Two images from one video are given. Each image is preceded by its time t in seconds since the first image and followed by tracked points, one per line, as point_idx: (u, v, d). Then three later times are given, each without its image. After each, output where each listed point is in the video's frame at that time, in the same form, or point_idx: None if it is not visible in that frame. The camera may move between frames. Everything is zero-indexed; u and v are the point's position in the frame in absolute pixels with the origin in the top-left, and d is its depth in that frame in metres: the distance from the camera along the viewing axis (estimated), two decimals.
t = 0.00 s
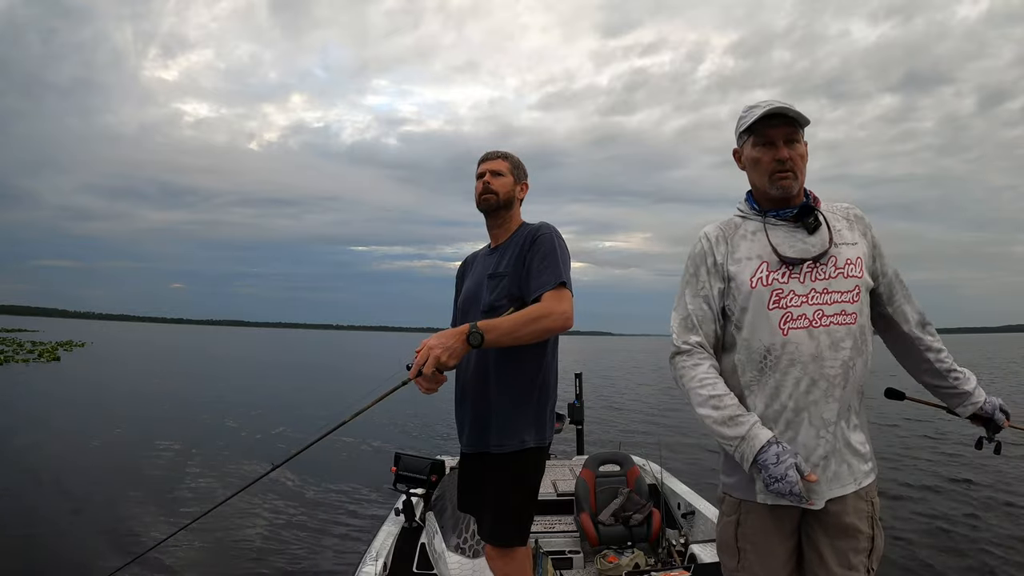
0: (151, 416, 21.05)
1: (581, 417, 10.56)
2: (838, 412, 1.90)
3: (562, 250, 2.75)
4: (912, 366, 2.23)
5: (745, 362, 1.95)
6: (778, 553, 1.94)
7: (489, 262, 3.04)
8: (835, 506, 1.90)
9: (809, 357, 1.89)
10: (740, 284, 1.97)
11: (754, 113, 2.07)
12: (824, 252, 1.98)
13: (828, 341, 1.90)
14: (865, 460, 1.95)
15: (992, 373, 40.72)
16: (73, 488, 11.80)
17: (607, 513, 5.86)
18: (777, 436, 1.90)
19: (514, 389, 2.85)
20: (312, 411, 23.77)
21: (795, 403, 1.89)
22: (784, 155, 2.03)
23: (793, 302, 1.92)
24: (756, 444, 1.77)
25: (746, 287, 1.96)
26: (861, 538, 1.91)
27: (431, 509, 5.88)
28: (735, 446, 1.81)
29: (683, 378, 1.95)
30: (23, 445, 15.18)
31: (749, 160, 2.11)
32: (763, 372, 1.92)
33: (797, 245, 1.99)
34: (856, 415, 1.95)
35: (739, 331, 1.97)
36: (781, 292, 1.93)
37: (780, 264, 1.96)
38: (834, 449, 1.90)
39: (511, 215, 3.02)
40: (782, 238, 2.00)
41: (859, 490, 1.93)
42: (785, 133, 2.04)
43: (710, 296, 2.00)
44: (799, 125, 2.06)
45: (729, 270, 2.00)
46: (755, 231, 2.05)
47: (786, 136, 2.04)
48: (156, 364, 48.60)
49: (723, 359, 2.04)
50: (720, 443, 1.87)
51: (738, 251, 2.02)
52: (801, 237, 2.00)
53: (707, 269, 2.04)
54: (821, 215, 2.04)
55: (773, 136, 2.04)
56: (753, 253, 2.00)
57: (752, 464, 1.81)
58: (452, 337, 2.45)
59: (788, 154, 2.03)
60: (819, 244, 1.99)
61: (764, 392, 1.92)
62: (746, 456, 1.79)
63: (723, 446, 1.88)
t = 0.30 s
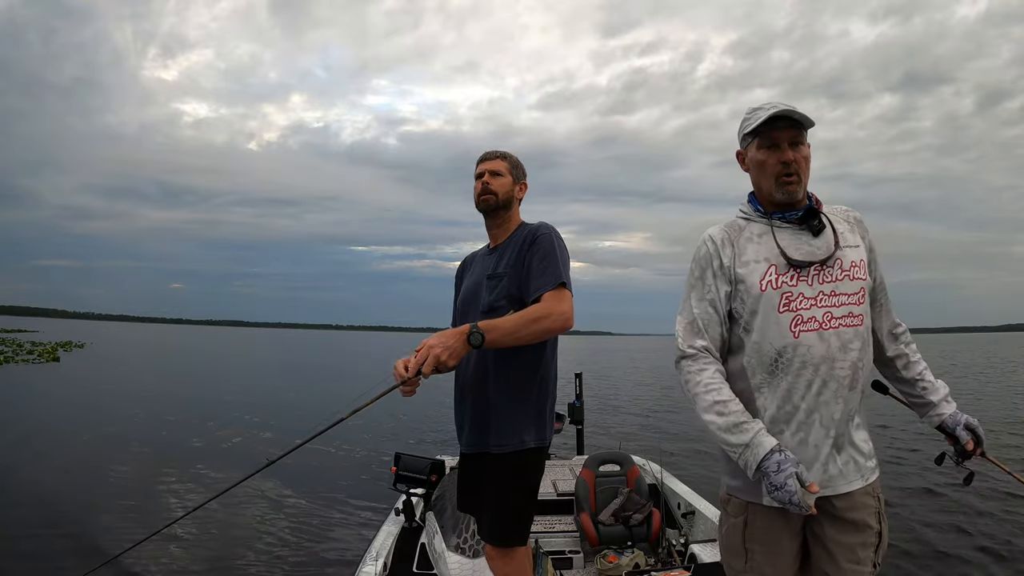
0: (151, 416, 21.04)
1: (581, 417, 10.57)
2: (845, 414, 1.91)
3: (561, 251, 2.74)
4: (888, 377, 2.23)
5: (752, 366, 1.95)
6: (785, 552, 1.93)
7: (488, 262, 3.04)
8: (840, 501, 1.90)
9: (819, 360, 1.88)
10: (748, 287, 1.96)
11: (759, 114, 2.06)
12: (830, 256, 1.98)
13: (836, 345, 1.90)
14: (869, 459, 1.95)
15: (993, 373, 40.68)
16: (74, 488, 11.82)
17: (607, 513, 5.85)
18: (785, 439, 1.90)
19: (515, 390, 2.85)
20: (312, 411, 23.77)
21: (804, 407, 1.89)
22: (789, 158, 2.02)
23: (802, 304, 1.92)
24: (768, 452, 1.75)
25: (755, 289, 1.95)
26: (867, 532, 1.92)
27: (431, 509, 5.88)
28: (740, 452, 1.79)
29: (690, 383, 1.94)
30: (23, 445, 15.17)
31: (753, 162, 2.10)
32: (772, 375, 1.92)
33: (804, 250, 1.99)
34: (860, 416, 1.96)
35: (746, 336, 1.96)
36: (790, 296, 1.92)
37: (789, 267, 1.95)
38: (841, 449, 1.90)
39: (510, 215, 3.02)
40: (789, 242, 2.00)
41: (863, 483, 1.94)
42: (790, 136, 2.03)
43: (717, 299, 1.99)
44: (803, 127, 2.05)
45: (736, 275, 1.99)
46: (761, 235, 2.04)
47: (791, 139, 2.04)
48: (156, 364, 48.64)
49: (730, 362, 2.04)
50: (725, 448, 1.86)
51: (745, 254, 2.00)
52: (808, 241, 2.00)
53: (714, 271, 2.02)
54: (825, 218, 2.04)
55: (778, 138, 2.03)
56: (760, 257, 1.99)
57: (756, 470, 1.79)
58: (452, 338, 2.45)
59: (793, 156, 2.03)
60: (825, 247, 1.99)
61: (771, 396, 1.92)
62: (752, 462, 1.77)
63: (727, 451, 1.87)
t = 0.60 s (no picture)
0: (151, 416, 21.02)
1: (581, 417, 10.57)
2: (856, 414, 1.90)
3: (562, 250, 2.74)
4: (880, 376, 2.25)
5: (765, 364, 1.94)
6: (793, 554, 1.92)
7: (488, 262, 3.03)
8: (847, 501, 1.91)
9: (834, 358, 1.88)
10: (763, 281, 1.95)
11: (774, 113, 2.07)
12: (843, 256, 1.98)
13: (849, 343, 1.90)
14: (876, 458, 1.96)
15: (992, 373, 40.66)
16: (73, 489, 11.78)
17: (607, 513, 5.86)
18: (795, 438, 1.89)
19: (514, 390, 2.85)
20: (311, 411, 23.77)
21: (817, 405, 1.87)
22: (803, 156, 2.03)
23: (817, 301, 1.92)
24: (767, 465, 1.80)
25: (771, 284, 1.94)
26: (871, 533, 1.92)
27: (431, 508, 5.88)
28: (747, 460, 1.82)
29: (702, 384, 1.94)
30: (23, 446, 15.16)
31: (767, 159, 2.11)
32: (787, 371, 1.90)
33: (818, 247, 1.98)
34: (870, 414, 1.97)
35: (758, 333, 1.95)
36: (804, 295, 1.92)
37: (804, 263, 1.94)
38: (852, 448, 1.90)
39: (509, 215, 3.01)
40: (802, 238, 1.99)
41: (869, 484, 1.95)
42: (804, 135, 2.04)
43: (730, 294, 1.98)
44: (818, 127, 2.07)
45: (749, 272, 1.98)
46: (773, 231, 2.03)
47: (805, 138, 2.04)
48: (156, 364, 48.65)
49: (741, 359, 2.03)
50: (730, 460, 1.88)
51: (757, 251, 2.00)
52: (820, 238, 2.00)
53: (728, 265, 2.00)
54: (836, 216, 2.05)
55: (792, 136, 2.04)
56: (774, 253, 1.98)
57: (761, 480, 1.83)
58: (453, 338, 2.45)
59: (806, 155, 2.03)
60: (838, 246, 1.99)
61: (783, 394, 1.91)
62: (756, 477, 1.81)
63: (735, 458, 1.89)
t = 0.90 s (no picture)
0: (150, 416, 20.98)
1: (581, 417, 10.56)
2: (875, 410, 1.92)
3: (563, 250, 2.72)
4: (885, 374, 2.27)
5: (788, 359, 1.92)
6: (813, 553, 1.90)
7: (488, 262, 3.02)
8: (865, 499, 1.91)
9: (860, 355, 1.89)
10: (791, 275, 1.94)
11: (797, 112, 2.06)
12: (862, 254, 2.00)
13: (872, 341, 1.91)
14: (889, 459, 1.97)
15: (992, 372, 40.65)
16: (72, 489, 11.76)
17: (607, 513, 5.84)
18: (818, 436, 1.88)
19: (513, 390, 2.83)
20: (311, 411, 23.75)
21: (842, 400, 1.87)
22: (827, 154, 2.03)
23: (844, 297, 1.92)
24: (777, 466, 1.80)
25: (799, 279, 1.93)
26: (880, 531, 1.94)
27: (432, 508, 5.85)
28: (759, 462, 1.82)
29: (722, 379, 1.90)
30: (23, 446, 15.12)
31: (787, 157, 2.10)
32: (814, 368, 1.89)
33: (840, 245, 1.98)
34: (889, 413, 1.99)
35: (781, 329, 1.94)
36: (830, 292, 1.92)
37: (830, 260, 1.94)
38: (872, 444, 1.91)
39: (509, 215, 3.00)
40: (826, 235, 1.99)
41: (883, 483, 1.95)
42: (828, 133, 2.04)
43: (755, 288, 1.95)
44: (842, 126, 2.07)
45: (770, 265, 1.97)
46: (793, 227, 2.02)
47: (829, 137, 2.04)
48: (155, 364, 48.66)
49: (761, 355, 2.01)
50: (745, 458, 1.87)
51: (780, 244, 1.98)
52: (841, 236, 2.01)
53: (752, 258, 1.98)
54: (856, 215, 2.05)
55: (815, 135, 2.03)
56: (798, 249, 1.97)
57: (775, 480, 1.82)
58: (453, 337, 2.43)
59: (828, 156, 2.03)
60: (860, 245, 2.01)
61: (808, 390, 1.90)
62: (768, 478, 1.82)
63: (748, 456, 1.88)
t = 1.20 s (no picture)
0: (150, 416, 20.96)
1: (581, 417, 10.55)
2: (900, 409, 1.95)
3: (561, 249, 2.71)
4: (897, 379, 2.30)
5: (816, 357, 1.93)
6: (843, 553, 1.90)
7: (486, 261, 3.00)
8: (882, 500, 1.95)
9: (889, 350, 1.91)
10: (817, 276, 1.94)
11: (818, 115, 2.06)
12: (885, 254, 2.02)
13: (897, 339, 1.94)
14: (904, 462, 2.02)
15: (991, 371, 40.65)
16: (70, 490, 11.73)
17: (607, 513, 5.84)
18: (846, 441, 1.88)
19: (511, 390, 2.83)
20: (311, 411, 23.73)
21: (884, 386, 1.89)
22: (849, 158, 2.03)
23: (869, 299, 1.93)
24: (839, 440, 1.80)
25: (827, 280, 1.93)
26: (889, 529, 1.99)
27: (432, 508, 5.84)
28: (821, 439, 1.82)
29: (757, 373, 1.89)
30: (22, 447, 15.10)
31: (809, 160, 2.10)
32: (843, 371, 1.89)
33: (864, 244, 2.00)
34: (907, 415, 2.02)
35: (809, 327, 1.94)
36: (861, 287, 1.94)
37: (854, 261, 1.95)
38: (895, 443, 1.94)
39: (508, 215, 2.99)
40: (850, 235, 2.00)
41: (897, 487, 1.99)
42: (851, 137, 2.04)
43: (781, 287, 1.95)
44: (864, 130, 2.06)
45: (797, 264, 1.97)
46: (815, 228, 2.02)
47: (851, 140, 2.04)
48: (154, 363, 48.66)
49: (790, 354, 2.00)
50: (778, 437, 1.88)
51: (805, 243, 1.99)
52: (864, 235, 2.02)
53: (777, 258, 1.97)
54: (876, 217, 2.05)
55: (838, 138, 2.04)
56: (823, 248, 1.97)
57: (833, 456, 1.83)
58: (453, 339, 2.43)
59: (850, 159, 2.04)
60: (882, 249, 2.02)
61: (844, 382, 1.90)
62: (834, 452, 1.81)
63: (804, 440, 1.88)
